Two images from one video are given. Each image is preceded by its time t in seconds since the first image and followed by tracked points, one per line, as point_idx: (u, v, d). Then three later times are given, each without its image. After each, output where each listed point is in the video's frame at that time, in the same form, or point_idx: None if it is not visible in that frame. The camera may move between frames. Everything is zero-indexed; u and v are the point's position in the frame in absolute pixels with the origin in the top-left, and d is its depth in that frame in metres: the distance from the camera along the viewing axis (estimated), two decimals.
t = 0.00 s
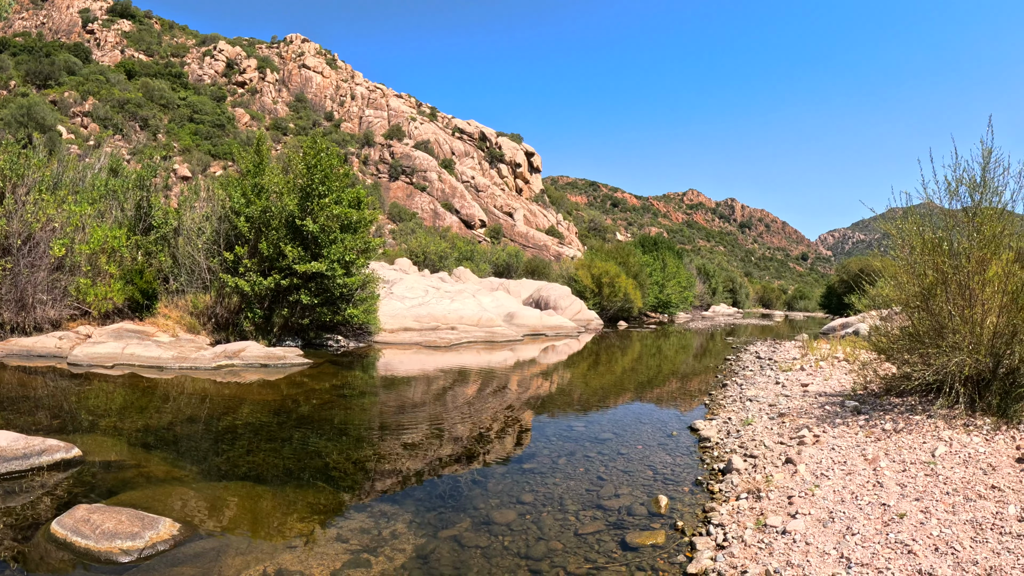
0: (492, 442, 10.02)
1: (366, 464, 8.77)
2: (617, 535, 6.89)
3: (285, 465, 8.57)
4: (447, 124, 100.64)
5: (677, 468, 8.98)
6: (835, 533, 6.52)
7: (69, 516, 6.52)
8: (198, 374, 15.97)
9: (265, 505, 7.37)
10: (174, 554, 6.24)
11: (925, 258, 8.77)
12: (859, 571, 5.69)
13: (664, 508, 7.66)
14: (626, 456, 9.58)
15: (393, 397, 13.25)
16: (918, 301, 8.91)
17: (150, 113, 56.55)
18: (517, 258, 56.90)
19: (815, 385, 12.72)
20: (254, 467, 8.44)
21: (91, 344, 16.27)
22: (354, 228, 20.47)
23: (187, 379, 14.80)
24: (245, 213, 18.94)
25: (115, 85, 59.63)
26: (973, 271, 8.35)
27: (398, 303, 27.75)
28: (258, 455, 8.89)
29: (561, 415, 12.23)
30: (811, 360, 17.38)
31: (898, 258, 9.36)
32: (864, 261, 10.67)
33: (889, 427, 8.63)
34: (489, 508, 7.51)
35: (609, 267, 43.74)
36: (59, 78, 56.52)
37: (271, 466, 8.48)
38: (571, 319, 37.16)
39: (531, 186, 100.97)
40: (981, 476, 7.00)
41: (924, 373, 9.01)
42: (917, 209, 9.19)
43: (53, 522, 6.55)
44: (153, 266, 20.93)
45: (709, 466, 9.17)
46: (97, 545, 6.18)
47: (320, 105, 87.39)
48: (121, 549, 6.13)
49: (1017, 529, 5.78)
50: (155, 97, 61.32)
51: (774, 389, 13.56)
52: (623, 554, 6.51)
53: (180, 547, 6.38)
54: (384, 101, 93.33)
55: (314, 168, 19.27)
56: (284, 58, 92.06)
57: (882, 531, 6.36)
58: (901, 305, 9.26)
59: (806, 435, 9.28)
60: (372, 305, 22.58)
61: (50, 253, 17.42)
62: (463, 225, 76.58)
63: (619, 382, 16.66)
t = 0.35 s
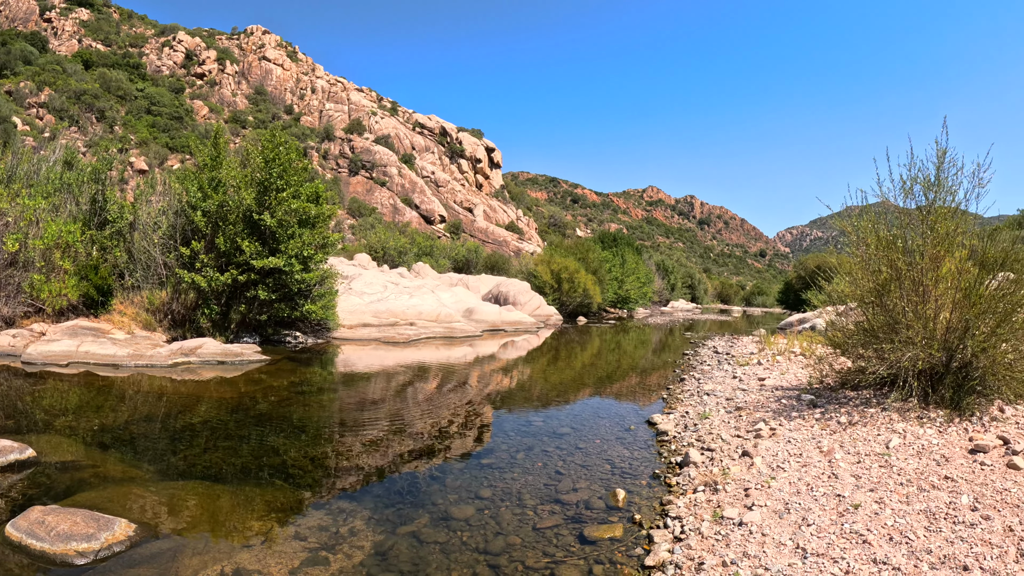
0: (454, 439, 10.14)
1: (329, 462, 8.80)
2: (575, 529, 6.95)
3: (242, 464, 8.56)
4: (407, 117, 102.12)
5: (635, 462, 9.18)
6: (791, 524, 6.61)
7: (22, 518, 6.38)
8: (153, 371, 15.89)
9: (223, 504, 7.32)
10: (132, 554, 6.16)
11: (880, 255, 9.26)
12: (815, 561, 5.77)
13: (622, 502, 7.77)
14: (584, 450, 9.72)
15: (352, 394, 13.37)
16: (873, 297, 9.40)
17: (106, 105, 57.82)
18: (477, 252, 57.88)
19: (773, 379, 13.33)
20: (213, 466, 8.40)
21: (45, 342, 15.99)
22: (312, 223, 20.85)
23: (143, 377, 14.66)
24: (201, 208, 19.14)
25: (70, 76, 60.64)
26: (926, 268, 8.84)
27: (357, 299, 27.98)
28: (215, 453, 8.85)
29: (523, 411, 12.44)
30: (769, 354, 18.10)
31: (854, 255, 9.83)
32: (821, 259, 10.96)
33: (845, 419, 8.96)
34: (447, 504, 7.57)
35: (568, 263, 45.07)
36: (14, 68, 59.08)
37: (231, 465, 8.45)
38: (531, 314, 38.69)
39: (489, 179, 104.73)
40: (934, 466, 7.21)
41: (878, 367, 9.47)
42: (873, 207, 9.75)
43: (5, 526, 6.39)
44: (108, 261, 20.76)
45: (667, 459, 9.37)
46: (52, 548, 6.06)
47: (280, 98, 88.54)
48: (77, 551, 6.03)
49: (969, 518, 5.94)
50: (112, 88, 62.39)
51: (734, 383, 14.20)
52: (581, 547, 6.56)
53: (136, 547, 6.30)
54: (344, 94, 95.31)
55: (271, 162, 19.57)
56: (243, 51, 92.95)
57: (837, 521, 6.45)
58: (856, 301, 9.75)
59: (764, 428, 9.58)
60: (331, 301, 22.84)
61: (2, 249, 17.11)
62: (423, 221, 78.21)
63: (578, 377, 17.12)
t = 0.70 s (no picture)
0: (419, 435, 10.24)
1: (294, 459, 8.84)
2: (536, 523, 7.02)
3: (203, 463, 8.52)
4: (371, 113, 103.54)
5: (596, 456, 9.37)
6: (750, 515, 6.70)
7: None
8: (113, 369, 15.79)
9: (185, 505, 7.26)
10: (93, 554, 6.06)
11: (839, 252, 9.50)
12: (774, 551, 5.86)
13: (583, 496, 7.88)
14: (546, 446, 9.88)
15: (314, 391, 13.45)
16: (832, 292, 9.63)
17: (66, 97, 58.78)
18: (439, 246, 57.59)
19: (733, 373, 13.85)
20: (174, 465, 8.36)
21: None
22: (274, 218, 21.12)
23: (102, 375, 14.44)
24: (161, 202, 19.07)
25: (31, 67, 61.64)
26: (884, 264, 9.09)
27: (320, 295, 28.01)
28: (177, 452, 8.82)
29: (487, 407, 12.63)
30: (730, 349, 18.82)
31: (815, 251, 10.06)
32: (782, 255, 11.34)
33: (805, 413, 9.20)
34: (409, 500, 7.62)
35: (532, 259, 46.51)
36: None
37: (192, 464, 8.42)
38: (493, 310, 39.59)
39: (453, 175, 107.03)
40: (892, 458, 7.35)
41: (837, 361, 9.69)
42: (833, 205, 10.00)
43: None
44: (66, 258, 20.20)
45: (628, 453, 9.55)
46: (8, 550, 5.90)
47: (244, 92, 89.08)
48: (35, 553, 5.90)
49: (927, 508, 6.06)
50: (73, 79, 63.60)
51: (695, 377, 14.84)
52: (543, 541, 6.61)
53: (97, 548, 6.19)
54: (308, 89, 96.20)
55: (232, 156, 19.89)
56: (206, 43, 92.87)
57: (796, 512, 6.55)
58: (816, 297, 9.98)
59: (724, 422, 9.83)
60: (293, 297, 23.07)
61: None
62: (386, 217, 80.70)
63: (541, 372, 17.42)
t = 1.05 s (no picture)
0: (384, 432, 10.30)
1: (257, 458, 8.83)
2: (497, 518, 7.08)
3: (165, 462, 8.47)
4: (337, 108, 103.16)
5: (557, 451, 9.51)
6: (710, 508, 6.81)
7: None
8: (74, 368, 15.54)
9: (148, 505, 7.18)
10: (53, 557, 5.92)
11: (800, 248, 9.67)
12: (733, 543, 5.96)
13: (544, 491, 7.98)
14: (508, 441, 9.98)
15: (277, 388, 13.44)
16: (792, 288, 9.80)
17: (25, 91, 58.40)
18: (404, 245, 58.92)
19: (695, 368, 14.34)
20: (134, 464, 8.28)
21: None
22: (236, 214, 21.27)
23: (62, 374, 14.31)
24: (122, 197, 19.05)
25: None
26: (844, 261, 9.27)
27: (282, 291, 27.82)
28: (138, 451, 8.76)
29: (450, 402, 12.74)
30: (691, 345, 19.37)
31: (776, 248, 10.23)
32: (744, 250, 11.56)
33: (765, 407, 9.39)
34: (371, 496, 7.66)
35: (495, 256, 46.74)
36: None
37: (153, 464, 8.35)
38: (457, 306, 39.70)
39: (418, 172, 107.66)
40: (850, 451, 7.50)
41: (798, 356, 9.83)
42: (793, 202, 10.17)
43: None
44: (25, 255, 19.36)
45: (590, 448, 9.70)
46: None
47: (207, 86, 88.21)
48: None
49: (885, 499, 6.21)
50: (33, 71, 63.01)
51: (656, 372, 15.27)
52: (504, 536, 6.67)
53: (57, 551, 6.04)
54: (272, 83, 94.50)
55: (193, 151, 20.02)
56: (171, 35, 91.54)
57: (756, 505, 6.66)
58: (777, 294, 10.14)
59: (685, 416, 10.02)
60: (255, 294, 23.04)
61: None
62: (350, 213, 80.76)
63: (505, 368, 17.56)
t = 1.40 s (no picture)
0: (360, 431, 10.32)
1: (231, 457, 8.81)
2: (472, 515, 7.14)
3: (138, 462, 8.41)
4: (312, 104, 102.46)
5: (532, 448, 9.60)
6: (683, 504, 6.89)
7: None
8: (46, 366, 15.43)
9: (123, 505, 7.11)
10: (25, 557, 5.82)
11: (773, 246, 9.75)
12: (706, 538, 6.03)
13: (518, 487, 8.06)
14: (482, 438, 10.04)
15: (253, 387, 13.39)
16: (766, 286, 9.93)
17: None
18: (380, 242, 59.12)
19: (670, 365, 14.65)
20: (107, 464, 8.21)
21: None
22: (210, 211, 21.22)
23: (34, 373, 14.12)
24: (95, 193, 18.79)
25: None
26: (817, 259, 9.39)
27: (257, 289, 27.61)
28: (110, 451, 8.68)
29: (426, 400, 12.79)
30: (665, 342, 19.65)
31: (750, 245, 10.33)
32: (719, 250, 11.66)
33: (738, 403, 9.52)
34: (346, 494, 7.68)
35: (471, 253, 46.73)
36: None
37: (126, 464, 8.28)
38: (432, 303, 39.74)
39: (394, 168, 107.69)
40: (822, 446, 7.61)
41: (771, 353, 10.00)
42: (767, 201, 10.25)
43: None
44: None
45: (563, 445, 9.79)
46: None
47: (183, 81, 87.35)
48: None
49: (856, 493, 6.31)
50: (6, 65, 63.11)
51: (633, 370, 15.44)
52: (479, 532, 6.73)
53: (29, 551, 5.95)
54: (248, 79, 94.63)
55: (168, 147, 19.89)
56: (146, 29, 90.57)
57: (728, 500, 6.74)
58: (752, 291, 10.26)
59: (659, 413, 10.11)
60: (231, 292, 22.97)
61: None
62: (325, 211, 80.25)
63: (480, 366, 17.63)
